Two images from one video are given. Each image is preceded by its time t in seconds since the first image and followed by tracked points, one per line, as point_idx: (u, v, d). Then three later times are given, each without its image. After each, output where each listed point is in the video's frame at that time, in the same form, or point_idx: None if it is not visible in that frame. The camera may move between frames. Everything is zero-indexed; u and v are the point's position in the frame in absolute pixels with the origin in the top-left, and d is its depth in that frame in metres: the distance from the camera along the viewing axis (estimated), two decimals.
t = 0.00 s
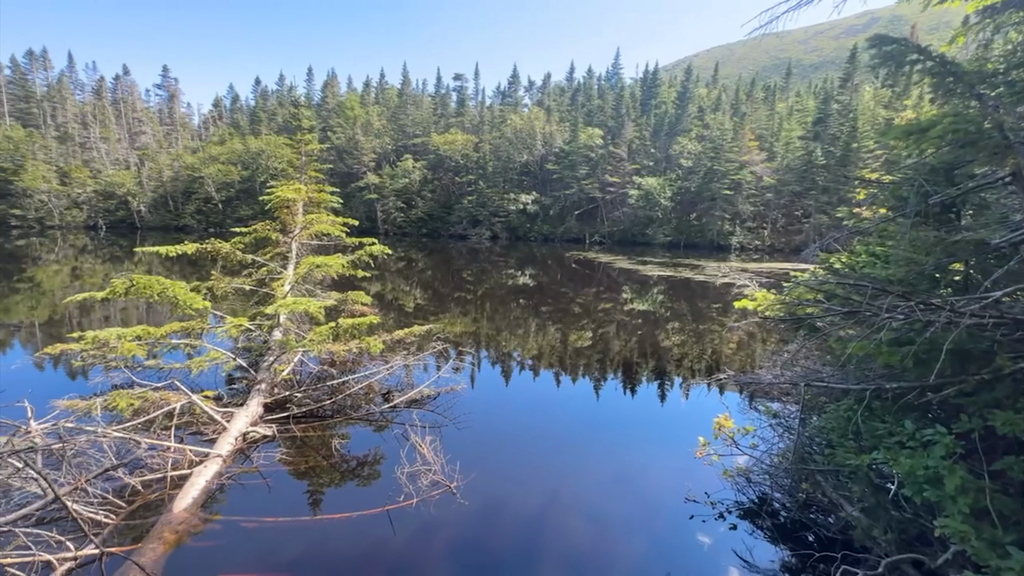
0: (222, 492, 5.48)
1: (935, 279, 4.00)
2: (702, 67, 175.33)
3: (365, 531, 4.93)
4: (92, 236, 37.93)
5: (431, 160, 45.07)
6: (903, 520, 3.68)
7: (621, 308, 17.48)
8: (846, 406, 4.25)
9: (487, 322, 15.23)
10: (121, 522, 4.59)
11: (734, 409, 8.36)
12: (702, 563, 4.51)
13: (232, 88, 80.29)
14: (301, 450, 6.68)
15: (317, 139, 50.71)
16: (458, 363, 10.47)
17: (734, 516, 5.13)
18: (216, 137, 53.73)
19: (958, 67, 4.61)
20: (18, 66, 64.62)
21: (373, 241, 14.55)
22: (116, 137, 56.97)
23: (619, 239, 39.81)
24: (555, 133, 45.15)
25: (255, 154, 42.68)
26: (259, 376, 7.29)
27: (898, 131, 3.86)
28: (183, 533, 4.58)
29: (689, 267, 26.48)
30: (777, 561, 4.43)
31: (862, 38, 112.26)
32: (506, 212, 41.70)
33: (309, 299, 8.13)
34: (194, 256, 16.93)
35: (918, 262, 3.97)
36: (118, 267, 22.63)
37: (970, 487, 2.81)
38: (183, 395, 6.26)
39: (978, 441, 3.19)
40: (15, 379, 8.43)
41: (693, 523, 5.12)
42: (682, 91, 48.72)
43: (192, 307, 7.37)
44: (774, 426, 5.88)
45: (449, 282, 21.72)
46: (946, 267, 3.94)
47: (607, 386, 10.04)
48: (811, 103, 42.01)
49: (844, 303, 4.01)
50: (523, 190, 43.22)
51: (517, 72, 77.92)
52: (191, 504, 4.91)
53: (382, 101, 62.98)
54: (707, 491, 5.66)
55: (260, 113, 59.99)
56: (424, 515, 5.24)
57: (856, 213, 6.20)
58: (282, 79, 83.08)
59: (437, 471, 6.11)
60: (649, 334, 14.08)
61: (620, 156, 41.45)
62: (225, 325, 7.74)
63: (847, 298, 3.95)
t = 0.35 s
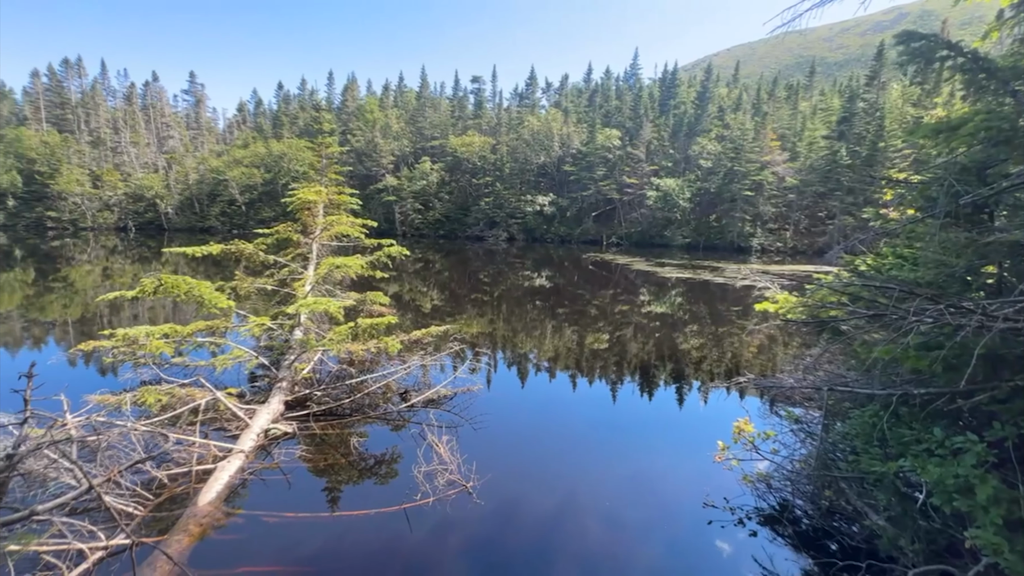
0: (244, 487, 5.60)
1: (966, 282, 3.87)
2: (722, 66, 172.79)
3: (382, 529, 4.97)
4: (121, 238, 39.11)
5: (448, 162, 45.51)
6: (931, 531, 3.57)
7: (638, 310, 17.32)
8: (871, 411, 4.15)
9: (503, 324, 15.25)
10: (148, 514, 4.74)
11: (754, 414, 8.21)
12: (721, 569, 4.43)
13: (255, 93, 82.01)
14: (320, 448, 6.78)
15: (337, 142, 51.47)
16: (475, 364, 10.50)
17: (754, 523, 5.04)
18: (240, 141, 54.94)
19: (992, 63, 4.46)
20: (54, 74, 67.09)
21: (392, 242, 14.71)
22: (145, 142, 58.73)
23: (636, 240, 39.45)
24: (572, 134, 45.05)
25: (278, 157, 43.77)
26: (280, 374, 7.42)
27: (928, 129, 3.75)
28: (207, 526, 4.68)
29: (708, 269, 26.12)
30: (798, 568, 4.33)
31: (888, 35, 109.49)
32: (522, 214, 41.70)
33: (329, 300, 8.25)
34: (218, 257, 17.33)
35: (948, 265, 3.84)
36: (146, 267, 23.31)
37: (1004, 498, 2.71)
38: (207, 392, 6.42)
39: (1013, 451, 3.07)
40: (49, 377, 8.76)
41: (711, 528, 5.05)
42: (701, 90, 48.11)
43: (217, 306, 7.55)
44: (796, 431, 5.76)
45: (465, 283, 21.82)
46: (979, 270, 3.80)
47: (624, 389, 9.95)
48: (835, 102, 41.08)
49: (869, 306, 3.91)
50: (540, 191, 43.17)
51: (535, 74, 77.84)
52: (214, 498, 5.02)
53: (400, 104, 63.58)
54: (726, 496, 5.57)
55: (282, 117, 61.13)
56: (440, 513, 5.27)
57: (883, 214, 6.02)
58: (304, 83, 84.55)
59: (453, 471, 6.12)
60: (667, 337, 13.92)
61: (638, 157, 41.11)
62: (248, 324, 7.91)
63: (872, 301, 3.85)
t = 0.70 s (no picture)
0: (267, 483, 5.72)
1: (1002, 286, 3.71)
2: (744, 66, 170.42)
3: (401, 527, 5.02)
4: (151, 240, 40.32)
5: (467, 164, 46.11)
6: (964, 544, 3.47)
7: (657, 313, 17.14)
8: (901, 420, 4.03)
9: (520, 326, 15.27)
10: (176, 508, 4.87)
11: (777, 419, 8.04)
12: None
13: (279, 99, 83.79)
14: (340, 447, 6.89)
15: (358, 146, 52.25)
16: (492, 366, 10.52)
17: (777, 531, 4.95)
18: (264, 146, 56.22)
19: None
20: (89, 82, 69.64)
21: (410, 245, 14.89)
22: (174, 147, 60.50)
23: (655, 243, 39.07)
24: (591, 136, 44.92)
25: (300, 162, 44.69)
26: (302, 373, 7.56)
27: (961, 129, 3.64)
28: (232, 520, 4.78)
29: (729, 272, 25.73)
30: None
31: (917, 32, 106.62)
32: (540, 216, 41.67)
33: (350, 301, 8.37)
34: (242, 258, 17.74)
35: (982, 269, 3.72)
36: (174, 268, 23.99)
37: None
38: (233, 390, 6.58)
39: None
40: (86, 374, 9.10)
41: (733, 536, 4.98)
42: (722, 91, 47.48)
43: (242, 306, 7.72)
44: (821, 438, 5.63)
45: (483, 285, 21.93)
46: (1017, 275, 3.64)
47: (642, 393, 9.86)
48: (862, 101, 40.10)
49: (899, 311, 3.81)
50: (558, 194, 43.09)
51: (553, 76, 77.84)
52: (239, 494, 5.14)
53: (419, 108, 64.24)
54: (748, 503, 5.49)
55: (304, 121, 62.33)
56: (459, 513, 5.29)
57: (913, 216, 5.88)
58: (326, 89, 86.09)
59: (471, 471, 6.15)
60: (687, 341, 13.74)
61: (658, 158, 40.74)
62: (272, 324, 8.08)
63: (902, 306, 3.74)
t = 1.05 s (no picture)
0: (290, 480, 5.83)
1: None
2: (767, 64, 167.64)
3: (420, 526, 5.06)
4: (179, 242, 41.51)
5: (485, 167, 46.40)
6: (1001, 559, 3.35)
7: (677, 317, 16.96)
8: (934, 426, 3.91)
9: (538, 328, 15.27)
10: (202, 503, 5.00)
11: (802, 425, 7.87)
12: None
13: (302, 103, 85.47)
14: (360, 446, 6.99)
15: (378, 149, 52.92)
16: (510, 368, 10.54)
17: (801, 540, 4.85)
18: (287, 150, 57.39)
19: None
20: (122, 89, 72.08)
21: (430, 247, 15.01)
22: (202, 152, 62.17)
23: (675, 245, 38.66)
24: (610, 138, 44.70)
25: (322, 165, 45.45)
26: (324, 373, 7.69)
27: (997, 127, 3.51)
28: (256, 515, 4.89)
29: (751, 274, 25.30)
30: None
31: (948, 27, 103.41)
32: (558, 218, 41.62)
33: (371, 302, 8.48)
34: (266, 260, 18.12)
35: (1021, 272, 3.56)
36: (201, 270, 24.65)
37: None
38: (257, 388, 6.73)
39: None
40: (120, 371, 9.40)
41: (755, 543, 4.89)
42: (744, 91, 46.77)
43: (267, 306, 7.89)
44: (848, 445, 5.49)
45: (500, 287, 22.01)
46: None
47: (661, 397, 9.76)
48: (891, 99, 39.06)
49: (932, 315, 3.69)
50: (576, 196, 42.96)
51: (571, 78, 77.70)
52: (263, 490, 5.25)
53: (439, 111, 64.77)
54: (771, 510, 5.39)
55: (326, 125, 63.45)
56: (477, 514, 5.31)
57: (946, 217, 5.69)
58: (347, 93, 87.42)
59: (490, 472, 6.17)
60: (707, 345, 13.54)
61: (678, 159, 40.31)
62: (294, 324, 8.25)
63: (934, 310, 3.62)
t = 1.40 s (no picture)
0: (313, 477, 5.94)
1: None
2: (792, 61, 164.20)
3: (441, 525, 5.08)
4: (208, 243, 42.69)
5: (505, 168, 46.62)
6: None
7: (698, 319, 16.71)
8: (969, 434, 3.78)
9: (557, 329, 15.23)
10: (230, 496, 5.13)
11: (830, 432, 7.67)
12: None
13: (325, 107, 87.00)
14: (381, 444, 7.07)
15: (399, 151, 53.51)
16: (529, 369, 10.54)
17: (829, 549, 4.73)
18: (310, 153, 58.49)
19: None
20: (154, 96, 74.50)
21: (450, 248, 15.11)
22: (229, 155, 63.82)
23: (696, 246, 38.16)
24: (630, 138, 44.31)
25: (345, 167, 46.19)
26: (346, 372, 7.81)
27: None
28: (282, 510, 5.00)
29: (776, 276, 24.77)
30: None
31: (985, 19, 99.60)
32: (577, 219, 41.47)
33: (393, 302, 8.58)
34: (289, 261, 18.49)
35: None
36: (228, 270, 25.28)
37: None
38: (283, 386, 6.88)
39: None
40: (155, 367, 9.73)
41: (781, 551, 4.80)
42: (769, 88, 45.84)
43: (292, 306, 8.06)
44: (879, 453, 5.33)
45: (519, 288, 22.04)
46: None
47: (682, 400, 9.63)
48: (924, 94, 37.79)
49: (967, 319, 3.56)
50: (596, 197, 42.73)
51: (591, 78, 77.39)
52: (287, 485, 5.36)
53: (459, 113, 65.18)
54: (797, 518, 5.27)
55: (348, 129, 64.46)
56: (497, 515, 5.32)
57: (984, 217, 5.48)
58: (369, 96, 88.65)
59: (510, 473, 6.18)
60: (729, 348, 13.31)
61: (700, 159, 39.74)
62: (318, 323, 8.42)
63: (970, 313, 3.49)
